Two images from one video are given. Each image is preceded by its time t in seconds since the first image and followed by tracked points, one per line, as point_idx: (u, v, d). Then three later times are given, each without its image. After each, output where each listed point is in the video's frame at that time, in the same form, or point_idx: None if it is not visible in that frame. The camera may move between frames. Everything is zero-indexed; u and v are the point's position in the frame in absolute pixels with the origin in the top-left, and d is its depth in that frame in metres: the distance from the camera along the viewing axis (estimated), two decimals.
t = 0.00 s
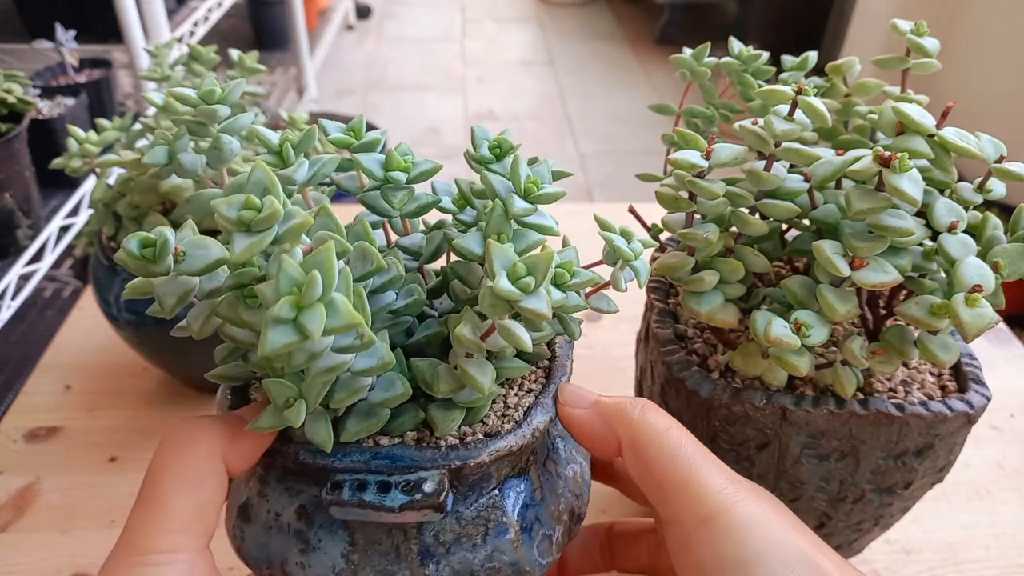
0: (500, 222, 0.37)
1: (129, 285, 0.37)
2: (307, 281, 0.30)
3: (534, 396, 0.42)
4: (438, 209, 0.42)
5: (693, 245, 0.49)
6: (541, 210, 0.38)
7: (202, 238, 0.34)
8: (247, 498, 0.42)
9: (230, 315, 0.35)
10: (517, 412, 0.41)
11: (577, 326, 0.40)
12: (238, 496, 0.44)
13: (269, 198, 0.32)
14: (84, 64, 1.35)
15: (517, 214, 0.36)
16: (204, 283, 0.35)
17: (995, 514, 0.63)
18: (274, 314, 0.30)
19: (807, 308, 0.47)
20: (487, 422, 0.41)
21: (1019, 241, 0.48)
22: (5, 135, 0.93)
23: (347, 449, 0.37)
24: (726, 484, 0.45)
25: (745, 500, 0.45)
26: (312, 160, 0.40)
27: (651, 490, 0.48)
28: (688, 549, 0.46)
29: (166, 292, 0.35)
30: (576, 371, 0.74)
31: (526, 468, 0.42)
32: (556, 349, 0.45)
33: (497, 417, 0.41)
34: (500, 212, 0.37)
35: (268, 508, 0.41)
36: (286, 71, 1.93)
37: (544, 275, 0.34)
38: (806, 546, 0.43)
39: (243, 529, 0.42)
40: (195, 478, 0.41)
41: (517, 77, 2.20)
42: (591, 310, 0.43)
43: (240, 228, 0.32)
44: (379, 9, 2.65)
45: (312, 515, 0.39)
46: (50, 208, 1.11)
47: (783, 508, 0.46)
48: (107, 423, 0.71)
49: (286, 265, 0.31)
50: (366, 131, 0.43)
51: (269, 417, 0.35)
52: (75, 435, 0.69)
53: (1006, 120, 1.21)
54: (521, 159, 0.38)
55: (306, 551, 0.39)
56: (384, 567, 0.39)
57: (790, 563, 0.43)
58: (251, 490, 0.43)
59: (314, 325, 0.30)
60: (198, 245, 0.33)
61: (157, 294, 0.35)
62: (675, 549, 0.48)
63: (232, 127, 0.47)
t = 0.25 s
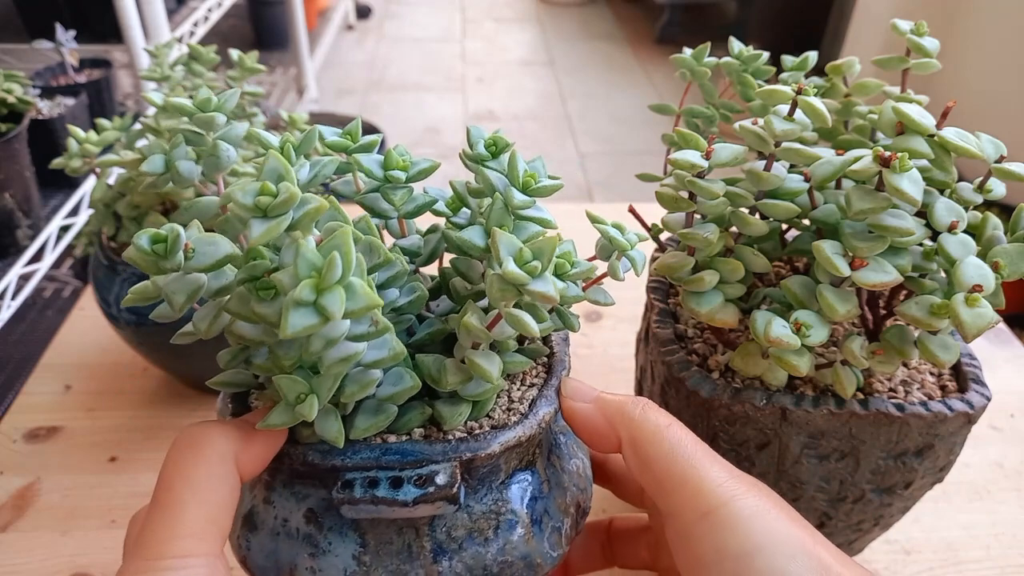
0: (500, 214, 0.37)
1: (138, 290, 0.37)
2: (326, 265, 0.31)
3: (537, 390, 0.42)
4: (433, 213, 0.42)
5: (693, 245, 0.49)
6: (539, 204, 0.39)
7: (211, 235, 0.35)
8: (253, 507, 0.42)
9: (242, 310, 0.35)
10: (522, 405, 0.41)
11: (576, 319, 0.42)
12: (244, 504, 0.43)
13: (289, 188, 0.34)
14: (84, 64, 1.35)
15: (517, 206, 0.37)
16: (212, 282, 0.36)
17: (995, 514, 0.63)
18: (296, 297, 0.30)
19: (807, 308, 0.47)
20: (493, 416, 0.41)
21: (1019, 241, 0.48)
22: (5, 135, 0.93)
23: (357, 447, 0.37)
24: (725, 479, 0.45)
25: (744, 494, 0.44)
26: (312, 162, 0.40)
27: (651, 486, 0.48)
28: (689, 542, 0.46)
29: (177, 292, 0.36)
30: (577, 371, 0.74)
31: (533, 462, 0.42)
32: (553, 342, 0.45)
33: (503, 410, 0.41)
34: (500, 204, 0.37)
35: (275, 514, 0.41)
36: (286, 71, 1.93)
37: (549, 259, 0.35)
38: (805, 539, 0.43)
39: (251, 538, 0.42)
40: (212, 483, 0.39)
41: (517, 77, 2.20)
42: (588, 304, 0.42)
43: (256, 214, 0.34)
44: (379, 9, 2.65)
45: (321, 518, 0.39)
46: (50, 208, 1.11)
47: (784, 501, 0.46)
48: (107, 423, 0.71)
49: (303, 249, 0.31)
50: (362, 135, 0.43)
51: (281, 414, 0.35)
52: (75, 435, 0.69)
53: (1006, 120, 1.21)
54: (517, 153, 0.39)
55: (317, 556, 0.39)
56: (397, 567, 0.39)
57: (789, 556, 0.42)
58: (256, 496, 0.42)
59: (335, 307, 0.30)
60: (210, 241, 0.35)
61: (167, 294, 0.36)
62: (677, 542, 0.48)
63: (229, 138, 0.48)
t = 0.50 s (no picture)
0: (496, 211, 0.37)
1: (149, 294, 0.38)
2: (348, 243, 0.31)
3: (535, 384, 0.43)
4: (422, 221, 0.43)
5: (693, 245, 0.49)
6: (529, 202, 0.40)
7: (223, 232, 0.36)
8: (255, 513, 0.41)
9: (255, 303, 0.35)
10: (523, 398, 0.42)
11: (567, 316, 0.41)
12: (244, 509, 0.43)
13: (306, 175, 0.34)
14: (84, 64, 1.35)
15: (511, 203, 0.37)
16: (222, 279, 0.37)
17: (995, 513, 0.63)
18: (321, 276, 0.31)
19: (807, 308, 0.47)
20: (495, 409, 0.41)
21: (1019, 241, 0.48)
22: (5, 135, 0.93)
23: (366, 441, 0.37)
24: (714, 484, 0.45)
25: (733, 498, 0.45)
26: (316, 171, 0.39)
27: (640, 495, 0.48)
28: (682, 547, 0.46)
29: (190, 287, 0.36)
30: (577, 371, 0.74)
31: (535, 454, 0.43)
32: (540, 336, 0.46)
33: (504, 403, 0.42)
34: (497, 202, 0.37)
35: (282, 519, 0.40)
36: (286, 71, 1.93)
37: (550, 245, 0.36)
38: (795, 540, 0.44)
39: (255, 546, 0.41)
40: (227, 474, 0.39)
41: (517, 77, 2.20)
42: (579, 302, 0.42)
43: (276, 201, 0.34)
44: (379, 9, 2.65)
45: (331, 518, 0.39)
46: (49, 208, 1.11)
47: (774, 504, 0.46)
48: (107, 423, 0.71)
49: (325, 231, 0.32)
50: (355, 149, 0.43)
51: (293, 406, 0.35)
52: (75, 435, 0.69)
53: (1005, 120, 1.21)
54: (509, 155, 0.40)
55: (327, 557, 0.39)
56: (409, 564, 0.39)
57: (779, 557, 0.43)
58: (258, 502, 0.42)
59: (359, 283, 0.31)
60: (221, 237, 0.35)
61: (180, 291, 0.36)
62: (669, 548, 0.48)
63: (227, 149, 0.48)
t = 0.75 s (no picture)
0: (482, 204, 0.38)
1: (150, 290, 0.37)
2: (357, 222, 0.31)
3: (523, 371, 0.45)
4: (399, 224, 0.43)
5: (693, 245, 0.49)
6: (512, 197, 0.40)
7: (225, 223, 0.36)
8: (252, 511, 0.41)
9: (258, 291, 0.36)
10: (512, 385, 0.44)
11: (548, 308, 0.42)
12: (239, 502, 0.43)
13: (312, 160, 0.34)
14: (84, 64, 1.35)
15: (494, 197, 0.38)
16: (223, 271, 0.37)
17: (994, 513, 0.63)
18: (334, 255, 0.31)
19: (807, 308, 0.47)
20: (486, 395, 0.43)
21: (1019, 241, 0.48)
22: (6, 136, 0.93)
23: (366, 428, 0.38)
24: (704, 498, 0.45)
25: (724, 511, 0.45)
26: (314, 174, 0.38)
27: (632, 512, 0.48)
28: (678, 560, 0.46)
29: (194, 279, 0.36)
30: (576, 371, 0.74)
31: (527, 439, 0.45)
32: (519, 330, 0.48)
33: (494, 391, 0.44)
34: (482, 195, 0.38)
35: (281, 512, 0.40)
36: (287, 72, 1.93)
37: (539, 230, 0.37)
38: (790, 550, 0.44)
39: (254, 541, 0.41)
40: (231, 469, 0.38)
41: (517, 77, 2.20)
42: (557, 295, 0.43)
43: (284, 185, 0.34)
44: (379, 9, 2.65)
45: (331, 508, 0.40)
46: (50, 208, 1.11)
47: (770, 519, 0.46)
48: (106, 423, 0.71)
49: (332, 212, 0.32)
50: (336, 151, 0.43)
51: (298, 392, 0.36)
52: (75, 435, 0.69)
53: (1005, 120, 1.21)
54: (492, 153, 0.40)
55: (329, 547, 0.39)
56: (412, 550, 0.40)
57: (774, 567, 0.43)
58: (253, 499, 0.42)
59: (371, 261, 0.31)
60: (224, 227, 0.35)
61: (184, 282, 0.36)
62: (664, 562, 0.48)
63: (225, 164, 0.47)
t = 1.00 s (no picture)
0: (511, 212, 0.39)
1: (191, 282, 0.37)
2: (406, 217, 0.33)
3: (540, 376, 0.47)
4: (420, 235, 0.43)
5: (693, 245, 0.49)
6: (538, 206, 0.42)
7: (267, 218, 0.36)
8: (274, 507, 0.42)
9: (298, 286, 0.36)
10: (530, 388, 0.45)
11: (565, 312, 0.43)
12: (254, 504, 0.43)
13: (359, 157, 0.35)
14: (84, 64, 1.35)
15: (523, 205, 0.39)
16: (262, 265, 0.37)
17: (995, 513, 0.63)
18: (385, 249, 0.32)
19: (807, 308, 0.47)
20: (507, 398, 0.44)
21: (1019, 241, 0.48)
22: (5, 135, 0.94)
23: (394, 425, 0.39)
24: (695, 497, 0.45)
25: (714, 511, 0.44)
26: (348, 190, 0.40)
27: (622, 509, 0.47)
28: (665, 559, 0.45)
29: (235, 271, 0.36)
30: (576, 371, 0.74)
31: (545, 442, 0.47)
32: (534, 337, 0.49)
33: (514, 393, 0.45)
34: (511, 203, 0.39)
35: (304, 508, 0.41)
36: (287, 72, 1.93)
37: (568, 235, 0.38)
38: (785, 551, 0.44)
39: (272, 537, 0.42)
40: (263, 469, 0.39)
41: (517, 77, 2.20)
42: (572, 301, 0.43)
43: (334, 180, 0.35)
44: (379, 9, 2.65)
45: (355, 505, 0.41)
46: (50, 208, 1.11)
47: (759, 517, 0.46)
48: (106, 423, 0.71)
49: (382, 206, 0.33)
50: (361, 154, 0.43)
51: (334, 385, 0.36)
52: (75, 435, 0.69)
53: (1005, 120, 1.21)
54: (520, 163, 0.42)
55: (353, 543, 0.40)
56: (433, 547, 0.41)
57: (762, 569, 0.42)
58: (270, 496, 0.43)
59: (418, 254, 0.32)
60: (267, 223, 0.36)
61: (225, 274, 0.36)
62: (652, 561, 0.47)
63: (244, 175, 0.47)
